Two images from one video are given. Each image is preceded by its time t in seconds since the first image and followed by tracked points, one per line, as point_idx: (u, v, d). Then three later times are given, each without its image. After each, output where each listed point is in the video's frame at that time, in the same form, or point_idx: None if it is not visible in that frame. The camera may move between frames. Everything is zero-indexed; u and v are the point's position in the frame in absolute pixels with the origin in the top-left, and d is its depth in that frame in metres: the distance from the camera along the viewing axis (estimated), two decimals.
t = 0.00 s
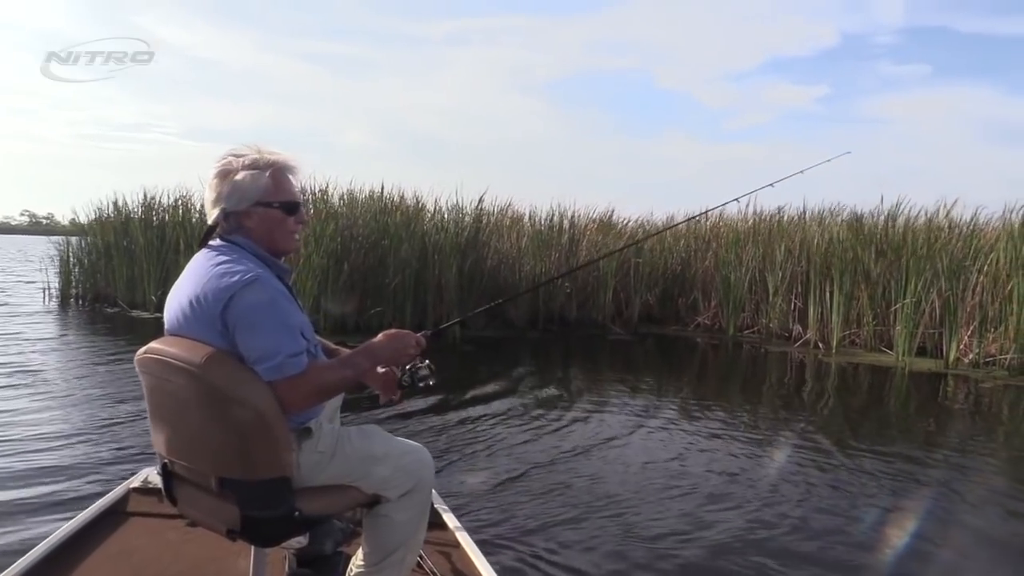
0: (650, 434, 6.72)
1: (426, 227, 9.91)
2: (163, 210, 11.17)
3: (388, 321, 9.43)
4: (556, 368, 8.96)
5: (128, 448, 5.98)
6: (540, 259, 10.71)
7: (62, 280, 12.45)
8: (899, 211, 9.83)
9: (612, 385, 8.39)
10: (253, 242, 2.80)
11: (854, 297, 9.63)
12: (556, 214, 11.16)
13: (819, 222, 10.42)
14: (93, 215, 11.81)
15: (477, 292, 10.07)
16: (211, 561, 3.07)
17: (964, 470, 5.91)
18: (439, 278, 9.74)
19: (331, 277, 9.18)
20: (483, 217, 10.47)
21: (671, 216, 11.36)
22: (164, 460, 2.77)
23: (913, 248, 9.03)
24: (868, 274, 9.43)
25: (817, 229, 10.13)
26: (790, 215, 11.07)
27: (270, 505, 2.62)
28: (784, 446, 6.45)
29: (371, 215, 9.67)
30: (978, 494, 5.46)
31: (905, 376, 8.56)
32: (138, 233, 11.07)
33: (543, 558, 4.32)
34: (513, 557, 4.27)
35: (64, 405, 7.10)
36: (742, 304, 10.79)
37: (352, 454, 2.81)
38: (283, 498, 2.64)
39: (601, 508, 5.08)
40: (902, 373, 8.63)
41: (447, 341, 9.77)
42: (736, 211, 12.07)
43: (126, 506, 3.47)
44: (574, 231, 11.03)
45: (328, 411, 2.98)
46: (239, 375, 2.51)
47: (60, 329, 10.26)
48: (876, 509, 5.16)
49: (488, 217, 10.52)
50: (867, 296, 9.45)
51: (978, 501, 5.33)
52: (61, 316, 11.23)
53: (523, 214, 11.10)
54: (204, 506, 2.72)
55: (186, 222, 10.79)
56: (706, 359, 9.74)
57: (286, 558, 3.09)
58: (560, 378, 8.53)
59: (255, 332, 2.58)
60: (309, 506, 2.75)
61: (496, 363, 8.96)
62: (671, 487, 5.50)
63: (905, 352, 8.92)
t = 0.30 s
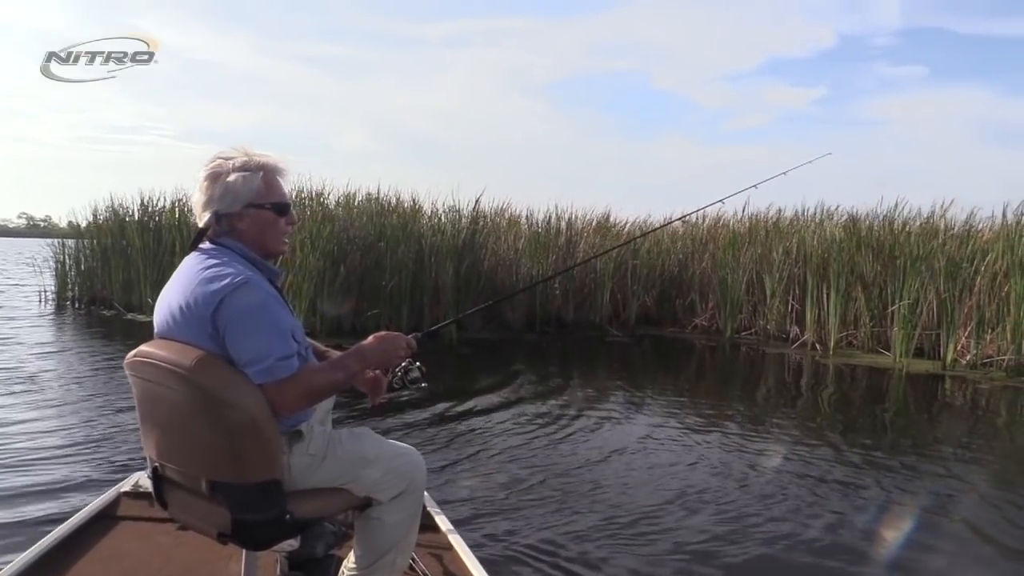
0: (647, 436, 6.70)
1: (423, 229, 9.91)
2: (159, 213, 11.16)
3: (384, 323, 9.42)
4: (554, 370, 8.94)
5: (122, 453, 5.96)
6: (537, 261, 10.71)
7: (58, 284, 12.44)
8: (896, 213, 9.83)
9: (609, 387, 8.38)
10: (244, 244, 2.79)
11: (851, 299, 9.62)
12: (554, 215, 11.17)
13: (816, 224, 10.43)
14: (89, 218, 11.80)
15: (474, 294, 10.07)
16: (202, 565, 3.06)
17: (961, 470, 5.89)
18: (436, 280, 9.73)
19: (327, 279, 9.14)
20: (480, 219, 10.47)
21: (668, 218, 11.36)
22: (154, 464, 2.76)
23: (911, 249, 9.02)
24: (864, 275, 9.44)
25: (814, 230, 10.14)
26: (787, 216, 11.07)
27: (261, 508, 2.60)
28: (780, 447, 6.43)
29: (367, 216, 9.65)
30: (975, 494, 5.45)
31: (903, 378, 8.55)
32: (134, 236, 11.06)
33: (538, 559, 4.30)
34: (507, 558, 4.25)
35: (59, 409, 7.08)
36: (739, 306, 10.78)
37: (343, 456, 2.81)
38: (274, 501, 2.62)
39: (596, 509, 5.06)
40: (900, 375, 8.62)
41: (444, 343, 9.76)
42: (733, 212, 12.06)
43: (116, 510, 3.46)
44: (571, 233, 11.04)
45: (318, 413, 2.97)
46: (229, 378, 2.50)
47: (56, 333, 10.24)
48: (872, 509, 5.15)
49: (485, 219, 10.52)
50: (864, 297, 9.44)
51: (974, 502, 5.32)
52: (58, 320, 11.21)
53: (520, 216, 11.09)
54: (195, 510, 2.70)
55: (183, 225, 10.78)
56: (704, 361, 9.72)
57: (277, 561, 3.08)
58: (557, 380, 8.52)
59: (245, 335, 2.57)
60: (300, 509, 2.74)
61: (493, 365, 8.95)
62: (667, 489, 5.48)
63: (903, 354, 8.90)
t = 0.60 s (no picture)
0: (645, 437, 6.69)
1: (422, 230, 9.91)
2: (159, 214, 11.16)
3: (383, 325, 9.41)
4: (553, 372, 8.93)
5: (119, 454, 5.97)
6: (537, 263, 10.71)
7: (58, 285, 12.46)
8: (896, 214, 9.82)
9: (608, 388, 8.37)
10: (238, 246, 2.78)
11: (851, 301, 9.61)
12: (553, 217, 11.17)
13: (815, 225, 10.43)
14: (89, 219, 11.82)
15: (473, 295, 10.07)
16: (196, 567, 3.06)
17: (959, 471, 5.88)
18: (435, 281, 9.72)
19: (327, 280, 9.12)
20: (480, 220, 10.48)
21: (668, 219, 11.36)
22: (148, 466, 2.75)
23: (910, 251, 9.02)
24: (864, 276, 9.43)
25: (814, 231, 10.14)
26: (787, 218, 11.06)
27: (255, 510, 2.60)
28: (779, 449, 6.42)
29: (367, 217, 9.65)
30: (973, 496, 5.43)
31: (903, 380, 8.53)
32: (134, 237, 11.06)
33: (534, 559, 4.30)
34: (503, 559, 4.24)
35: (57, 411, 7.09)
36: (739, 308, 10.76)
37: (338, 458, 2.80)
38: (268, 503, 2.62)
39: (593, 509, 5.06)
40: (900, 377, 8.61)
41: (444, 344, 9.76)
42: (733, 214, 12.06)
43: (110, 512, 3.46)
44: (571, 234, 11.05)
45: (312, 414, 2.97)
46: (223, 380, 2.49)
47: (55, 334, 10.24)
48: (869, 510, 5.14)
49: (485, 221, 10.53)
50: (864, 299, 9.44)
51: (971, 502, 5.31)
52: (57, 322, 11.22)
53: (520, 217, 11.09)
54: (189, 511, 2.70)
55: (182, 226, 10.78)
56: (703, 363, 9.71)
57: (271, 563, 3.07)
58: (556, 382, 8.51)
59: (239, 337, 2.56)
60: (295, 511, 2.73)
61: (492, 367, 8.94)
62: (664, 489, 5.47)
63: (903, 356, 8.87)
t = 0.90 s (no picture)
0: (647, 438, 6.68)
1: (424, 232, 9.92)
2: (162, 216, 11.18)
3: (385, 326, 9.41)
4: (555, 373, 8.92)
5: (119, 455, 5.97)
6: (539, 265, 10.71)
7: (60, 286, 12.49)
8: (899, 215, 9.81)
9: (610, 390, 8.36)
10: (237, 247, 2.78)
11: (854, 302, 9.59)
12: (556, 218, 11.17)
13: (818, 227, 10.41)
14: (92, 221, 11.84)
15: (475, 296, 10.08)
16: (193, 568, 3.05)
17: (962, 473, 5.86)
18: (437, 282, 9.72)
19: (328, 281, 9.11)
20: (482, 222, 10.48)
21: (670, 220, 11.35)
22: (145, 467, 2.75)
23: (914, 252, 9.00)
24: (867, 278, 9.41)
25: (817, 233, 10.12)
26: (790, 219, 11.05)
27: (253, 511, 2.59)
28: (780, 450, 6.40)
29: (369, 218, 9.65)
30: (976, 497, 5.40)
31: (906, 382, 8.50)
32: (137, 238, 11.09)
33: (533, 559, 4.28)
34: (502, 559, 4.23)
35: (59, 412, 7.09)
36: (741, 309, 10.75)
37: (336, 459, 2.79)
38: (266, 504, 2.61)
39: (593, 510, 5.05)
40: (903, 378, 8.58)
41: (446, 345, 9.74)
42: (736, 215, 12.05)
43: (107, 514, 3.45)
44: (574, 236, 11.05)
45: (309, 415, 2.96)
46: (221, 381, 2.49)
47: (58, 336, 10.26)
48: (870, 511, 5.12)
49: (487, 222, 10.53)
50: (867, 301, 9.41)
51: (973, 504, 5.29)
52: (60, 323, 11.24)
53: (522, 218, 11.09)
54: (186, 513, 2.69)
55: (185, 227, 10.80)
56: (706, 364, 9.70)
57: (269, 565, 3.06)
58: (558, 383, 8.50)
59: (238, 338, 2.56)
60: (293, 512, 2.73)
61: (493, 368, 8.94)
62: (665, 490, 5.46)
63: (907, 357, 8.83)
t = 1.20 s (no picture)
0: (650, 440, 6.65)
1: (428, 233, 9.92)
2: (166, 217, 11.21)
3: (388, 327, 9.41)
4: (559, 375, 8.91)
5: (120, 456, 5.98)
6: (544, 266, 10.73)
7: (65, 287, 12.53)
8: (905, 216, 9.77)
9: (613, 391, 8.33)
10: (237, 248, 2.77)
11: (859, 303, 9.55)
12: (560, 219, 11.16)
13: (824, 228, 10.37)
14: (97, 222, 11.88)
15: (478, 297, 10.08)
16: (192, 570, 3.05)
17: (967, 476, 5.82)
18: (441, 283, 9.72)
19: (332, 282, 9.09)
20: (486, 223, 10.47)
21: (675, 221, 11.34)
22: (145, 468, 2.74)
23: (919, 253, 8.95)
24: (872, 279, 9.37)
25: (823, 234, 10.09)
26: (795, 220, 11.01)
27: (252, 512, 2.58)
28: (784, 452, 6.37)
29: (373, 219, 9.65)
30: (980, 500, 5.37)
31: (912, 384, 8.45)
32: (141, 239, 11.11)
33: (533, 560, 4.27)
34: (502, 561, 4.22)
35: (62, 413, 7.11)
36: (746, 311, 10.72)
37: (336, 460, 2.78)
38: (267, 505, 2.60)
39: (594, 511, 5.03)
40: (909, 381, 8.53)
41: (450, 346, 9.72)
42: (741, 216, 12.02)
43: (106, 515, 3.45)
44: (578, 237, 11.04)
45: (308, 416, 2.95)
46: (221, 381, 2.48)
47: (63, 337, 10.29)
48: (872, 513, 5.09)
49: (491, 223, 10.52)
50: (873, 302, 9.37)
51: (978, 506, 5.25)
52: (65, 325, 11.27)
53: (526, 219, 11.08)
54: (186, 514, 2.68)
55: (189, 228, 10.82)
56: (711, 366, 9.67)
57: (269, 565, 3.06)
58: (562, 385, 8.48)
59: (238, 339, 2.55)
60: (292, 513, 2.72)
61: (497, 370, 8.92)
62: (667, 491, 5.44)
63: (912, 359, 8.79)
